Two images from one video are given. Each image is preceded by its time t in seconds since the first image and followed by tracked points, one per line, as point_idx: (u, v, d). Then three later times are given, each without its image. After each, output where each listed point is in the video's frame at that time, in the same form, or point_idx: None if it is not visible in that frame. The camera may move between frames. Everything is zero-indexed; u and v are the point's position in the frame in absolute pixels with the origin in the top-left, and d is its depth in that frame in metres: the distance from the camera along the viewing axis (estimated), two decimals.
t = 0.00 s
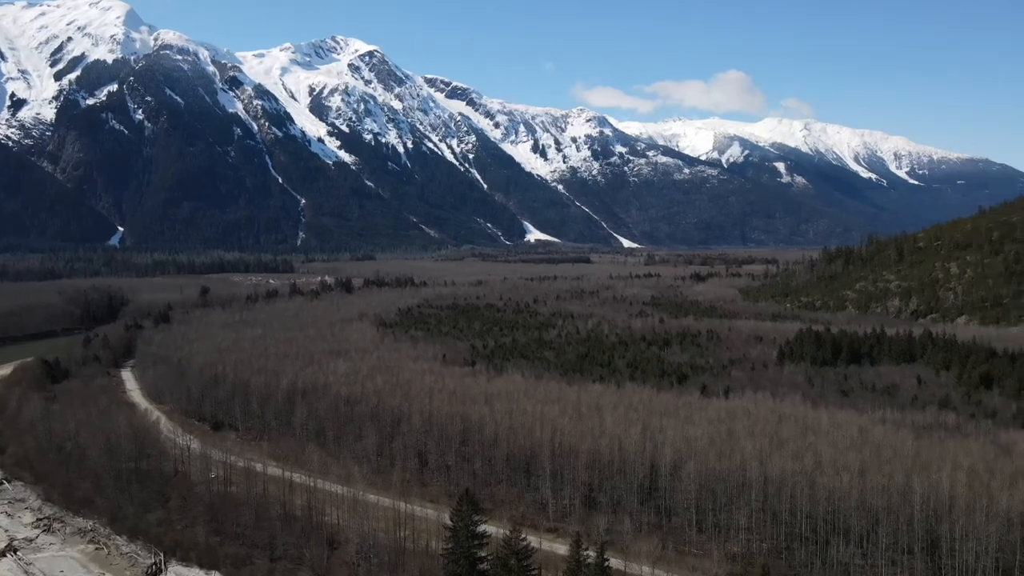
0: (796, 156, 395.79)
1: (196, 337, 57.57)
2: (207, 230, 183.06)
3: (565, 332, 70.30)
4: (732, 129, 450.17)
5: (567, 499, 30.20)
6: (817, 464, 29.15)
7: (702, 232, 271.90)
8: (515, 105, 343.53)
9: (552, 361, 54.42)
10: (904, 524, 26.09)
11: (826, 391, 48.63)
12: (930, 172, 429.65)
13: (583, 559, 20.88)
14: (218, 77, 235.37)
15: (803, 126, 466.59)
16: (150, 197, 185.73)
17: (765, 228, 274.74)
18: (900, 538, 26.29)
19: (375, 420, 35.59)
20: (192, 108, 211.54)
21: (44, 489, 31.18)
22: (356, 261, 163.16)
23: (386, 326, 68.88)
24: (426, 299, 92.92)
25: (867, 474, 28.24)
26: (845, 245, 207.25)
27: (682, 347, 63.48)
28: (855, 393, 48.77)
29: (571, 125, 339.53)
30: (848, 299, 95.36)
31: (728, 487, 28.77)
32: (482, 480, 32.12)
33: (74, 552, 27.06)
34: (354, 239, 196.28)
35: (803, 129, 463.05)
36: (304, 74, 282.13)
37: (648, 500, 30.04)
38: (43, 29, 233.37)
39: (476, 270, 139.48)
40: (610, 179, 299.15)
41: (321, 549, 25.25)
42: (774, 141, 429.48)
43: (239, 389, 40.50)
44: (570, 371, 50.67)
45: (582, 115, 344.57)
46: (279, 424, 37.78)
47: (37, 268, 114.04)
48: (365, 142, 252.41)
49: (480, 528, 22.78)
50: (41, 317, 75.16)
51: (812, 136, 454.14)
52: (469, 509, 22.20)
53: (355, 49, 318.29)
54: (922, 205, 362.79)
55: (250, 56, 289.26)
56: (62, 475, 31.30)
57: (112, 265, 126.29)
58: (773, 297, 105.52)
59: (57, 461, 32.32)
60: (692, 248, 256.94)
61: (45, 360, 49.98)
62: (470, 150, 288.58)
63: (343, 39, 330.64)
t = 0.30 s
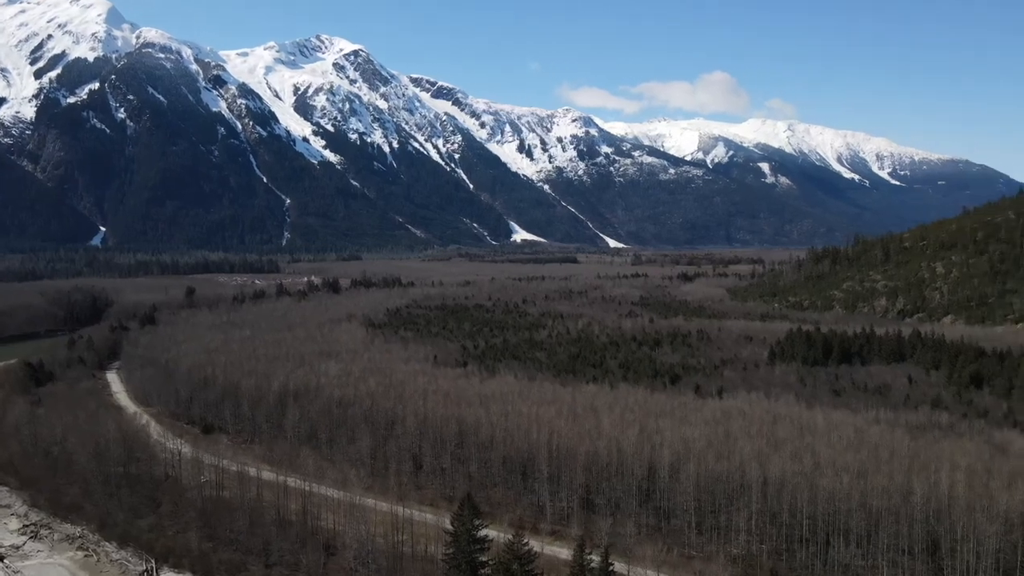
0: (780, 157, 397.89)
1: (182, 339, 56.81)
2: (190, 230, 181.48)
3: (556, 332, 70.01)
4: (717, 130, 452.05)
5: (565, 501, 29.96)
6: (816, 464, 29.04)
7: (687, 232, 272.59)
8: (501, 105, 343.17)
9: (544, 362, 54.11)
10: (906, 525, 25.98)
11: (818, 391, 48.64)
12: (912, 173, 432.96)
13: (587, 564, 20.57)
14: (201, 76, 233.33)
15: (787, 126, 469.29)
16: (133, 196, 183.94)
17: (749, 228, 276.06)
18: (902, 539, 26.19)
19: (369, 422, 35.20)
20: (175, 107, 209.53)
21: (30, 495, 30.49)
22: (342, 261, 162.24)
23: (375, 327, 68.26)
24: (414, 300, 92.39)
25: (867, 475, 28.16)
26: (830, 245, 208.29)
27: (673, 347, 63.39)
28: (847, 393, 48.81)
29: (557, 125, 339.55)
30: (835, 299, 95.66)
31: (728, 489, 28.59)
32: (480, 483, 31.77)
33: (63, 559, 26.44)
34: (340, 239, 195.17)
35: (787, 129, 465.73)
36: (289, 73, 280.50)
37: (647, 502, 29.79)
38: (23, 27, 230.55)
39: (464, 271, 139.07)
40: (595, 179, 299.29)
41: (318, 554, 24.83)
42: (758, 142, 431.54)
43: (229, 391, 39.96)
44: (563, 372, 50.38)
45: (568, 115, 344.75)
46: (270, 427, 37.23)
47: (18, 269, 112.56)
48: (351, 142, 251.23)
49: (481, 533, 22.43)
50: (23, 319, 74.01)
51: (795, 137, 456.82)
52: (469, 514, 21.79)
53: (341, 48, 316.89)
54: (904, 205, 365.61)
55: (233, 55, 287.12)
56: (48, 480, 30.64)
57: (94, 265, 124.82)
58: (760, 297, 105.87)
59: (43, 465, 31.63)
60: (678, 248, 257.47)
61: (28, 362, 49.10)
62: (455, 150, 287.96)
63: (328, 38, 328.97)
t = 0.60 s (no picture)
0: (767, 157, 399.50)
1: (170, 340, 56.01)
2: (176, 230, 180.10)
3: (548, 332, 69.69)
4: (704, 130, 453.43)
5: (565, 503, 29.62)
6: (816, 465, 28.88)
7: (675, 232, 273.03)
8: (489, 105, 342.60)
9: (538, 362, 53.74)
10: (909, 526, 25.90)
11: (813, 391, 48.54)
12: (896, 173, 435.96)
13: (594, 567, 20.26)
14: (186, 75, 231.24)
15: (773, 127, 471.37)
16: (118, 196, 182.37)
17: (737, 228, 277.00)
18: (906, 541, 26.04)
19: (364, 424, 34.80)
20: (161, 106, 207.56)
21: (18, 501, 29.84)
22: (330, 261, 161.41)
23: (366, 327, 67.67)
24: (404, 300, 91.77)
25: (869, 476, 28.05)
26: (817, 245, 209.10)
27: (666, 347, 63.26)
28: (842, 393, 48.72)
29: (545, 125, 339.41)
30: (825, 299, 95.87)
31: (729, 490, 28.48)
32: (477, 485, 31.49)
33: (54, 566, 25.91)
34: (328, 239, 194.16)
35: (774, 130, 467.86)
36: (276, 72, 278.97)
37: (648, 506, 29.51)
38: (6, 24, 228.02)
39: (454, 271, 138.56)
40: (584, 180, 299.28)
41: (317, 560, 24.43)
42: (744, 142, 433.21)
43: (220, 395, 39.39)
44: (557, 372, 50.05)
45: (556, 115, 344.66)
46: (264, 430, 36.77)
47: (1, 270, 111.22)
48: (338, 142, 250.11)
49: (484, 536, 22.05)
50: (8, 321, 72.93)
51: (782, 137, 459.05)
52: (473, 517, 21.43)
53: (328, 47, 315.53)
54: (889, 205, 368.03)
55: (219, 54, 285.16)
56: (36, 485, 29.96)
57: (79, 265, 123.50)
58: (751, 297, 106.11)
59: (30, 470, 30.87)
60: (666, 248, 257.84)
61: (13, 365, 48.23)
62: (444, 150, 287.26)
63: (315, 37, 327.41)
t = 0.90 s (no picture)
0: (754, 158, 401.05)
1: (160, 342, 55.32)
2: (162, 230, 178.61)
3: (541, 333, 69.37)
4: (692, 130, 454.80)
5: (565, 506, 29.36)
6: (818, 467, 28.72)
7: (663, 232, 273.36)
8: (477, 104, 342.01)
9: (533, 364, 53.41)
10: (913, 528, 25.76)
11: (807, 392, 48.50)
12: (882, 174, 438.51)
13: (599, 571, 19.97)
14: (172, 73, 229.40)
15: (760, 127, 473.43)
16: (102, 195, 180.66)
17: (724, 228, 277.65)
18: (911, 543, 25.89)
19: (360, 428, 34.42)
20: (146, 105, 205.80)
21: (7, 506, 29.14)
22: (318, 261, 160.48)
23: (357, 328, 67.13)
24: (394, 301, 91.16)
25: (870, 476, 27.92)
26: (805, 245, 209.79)
27: (659, 347, 63.12)
28: (836, 393, 48.73)
29: (533, 125, 339.18)
30: (815, 299, 96.03)
31: (731, 491, 28.31)
32: (475, 488, 31.16)
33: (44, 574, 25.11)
34: (316, 239, 193.15)
35: (760, 130, 469.88)
36: (263, 71, 277.33)
37: (649, 508, 29.29)
38: None
39: (443, 271, 138.11)
40: (572, 180, 299.27)
41: (317, 565, 24.01)
42: (731, 142, 434.62)
43: (213, 397, 38.84)
44: (552, 373, 49.76)
45: (544, 114, 344.56)
46: (258, 433, 36.24)
47: None
48: (326, 141, 248.96)
49: (488, 541, 21.75)
50: None
51: (768, 138, 461.14)
52: (476, 522, 21.13)
53: (315, 46, 314.03)
54: (874, 205, 370.26)
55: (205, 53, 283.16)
56: (24, 490, 29.20)
57: (63, 265, 122.14)
58: (741, 297, 106.30)
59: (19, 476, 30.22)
60: (654, 248, 258.12)
61: None
62: (432, 150, 286.48)
63: (302, 36, 325.70)
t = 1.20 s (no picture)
0: (741, 158, 402.48)
1: (149, 342, 54.61)
2: (149, 230, 177.07)
3: (533, 333, 69.07)
4: (680, 131, 455.81)
5: (566, 509, 29.09)
6: (820, 468, 28.55)
7: (652, 232, 273.61)
8: (466, 104, 341.32)
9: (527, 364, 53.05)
10: (916, 529, 25.64)
11: (803, 392, 48.41)
12: (867, 174, 440.93)
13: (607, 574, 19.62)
14: (158, 72, 227.49)
15: (747, 128, 475.19)
16: (87, 195, 178.86)
17: (712, 228, 278.23)
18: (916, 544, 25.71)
19: (357, 429, 34.04)
20: (132, 104, 203.96)
21: None
22: (307, 261, 159.53)
23: (349, 329, 66.61)
24: (384, 301, 90.57)
25: (872, 477, 27.79)
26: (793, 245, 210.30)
27: (653, 348, 62.92)
28: (831, 393, 48.67)
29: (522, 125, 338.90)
30: (805, 298, 96.20)
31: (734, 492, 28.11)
32: (474, 490, 30.83)
33: None
34: (304, 239, 192.07)
35: (748, 131, 471.68)
36: (250, 70, 275.68)
37: (650, 510, 29.05)
38: None
39: (433, 271, 137.62)
40: (561, 180, 299.14)
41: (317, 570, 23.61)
42: (719, 142, 435.84)
43: (205, 399, 38.32)
44: (547, 374, 49.44)
45: (533, 115, 344.37)
46: (252, 435, 35.79)
47: None
48: (314, 141, 247.75)
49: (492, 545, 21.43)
50: None
51: (756, 138, 463.02)
52: (481, 526, 20.80)
53: (303, 45, 312.57)
54: (861, 206, 372.27)
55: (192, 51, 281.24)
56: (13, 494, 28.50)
57: (47, 265, 120.63)
58: (732, 297, 106.47)
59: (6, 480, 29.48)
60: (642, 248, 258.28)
61: None
62: (420, 149, 285.65)
63: (289, 35, 324.00)
